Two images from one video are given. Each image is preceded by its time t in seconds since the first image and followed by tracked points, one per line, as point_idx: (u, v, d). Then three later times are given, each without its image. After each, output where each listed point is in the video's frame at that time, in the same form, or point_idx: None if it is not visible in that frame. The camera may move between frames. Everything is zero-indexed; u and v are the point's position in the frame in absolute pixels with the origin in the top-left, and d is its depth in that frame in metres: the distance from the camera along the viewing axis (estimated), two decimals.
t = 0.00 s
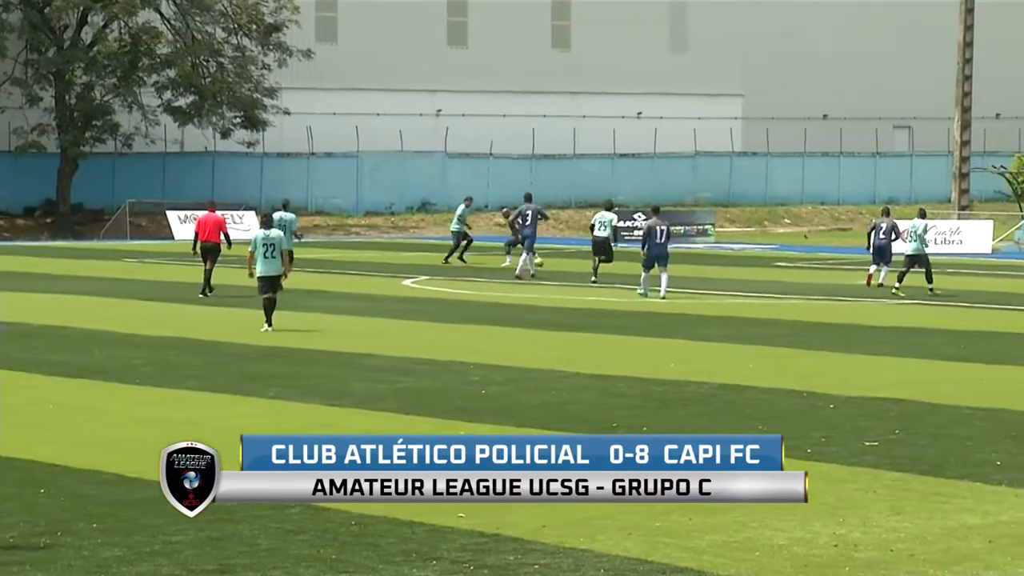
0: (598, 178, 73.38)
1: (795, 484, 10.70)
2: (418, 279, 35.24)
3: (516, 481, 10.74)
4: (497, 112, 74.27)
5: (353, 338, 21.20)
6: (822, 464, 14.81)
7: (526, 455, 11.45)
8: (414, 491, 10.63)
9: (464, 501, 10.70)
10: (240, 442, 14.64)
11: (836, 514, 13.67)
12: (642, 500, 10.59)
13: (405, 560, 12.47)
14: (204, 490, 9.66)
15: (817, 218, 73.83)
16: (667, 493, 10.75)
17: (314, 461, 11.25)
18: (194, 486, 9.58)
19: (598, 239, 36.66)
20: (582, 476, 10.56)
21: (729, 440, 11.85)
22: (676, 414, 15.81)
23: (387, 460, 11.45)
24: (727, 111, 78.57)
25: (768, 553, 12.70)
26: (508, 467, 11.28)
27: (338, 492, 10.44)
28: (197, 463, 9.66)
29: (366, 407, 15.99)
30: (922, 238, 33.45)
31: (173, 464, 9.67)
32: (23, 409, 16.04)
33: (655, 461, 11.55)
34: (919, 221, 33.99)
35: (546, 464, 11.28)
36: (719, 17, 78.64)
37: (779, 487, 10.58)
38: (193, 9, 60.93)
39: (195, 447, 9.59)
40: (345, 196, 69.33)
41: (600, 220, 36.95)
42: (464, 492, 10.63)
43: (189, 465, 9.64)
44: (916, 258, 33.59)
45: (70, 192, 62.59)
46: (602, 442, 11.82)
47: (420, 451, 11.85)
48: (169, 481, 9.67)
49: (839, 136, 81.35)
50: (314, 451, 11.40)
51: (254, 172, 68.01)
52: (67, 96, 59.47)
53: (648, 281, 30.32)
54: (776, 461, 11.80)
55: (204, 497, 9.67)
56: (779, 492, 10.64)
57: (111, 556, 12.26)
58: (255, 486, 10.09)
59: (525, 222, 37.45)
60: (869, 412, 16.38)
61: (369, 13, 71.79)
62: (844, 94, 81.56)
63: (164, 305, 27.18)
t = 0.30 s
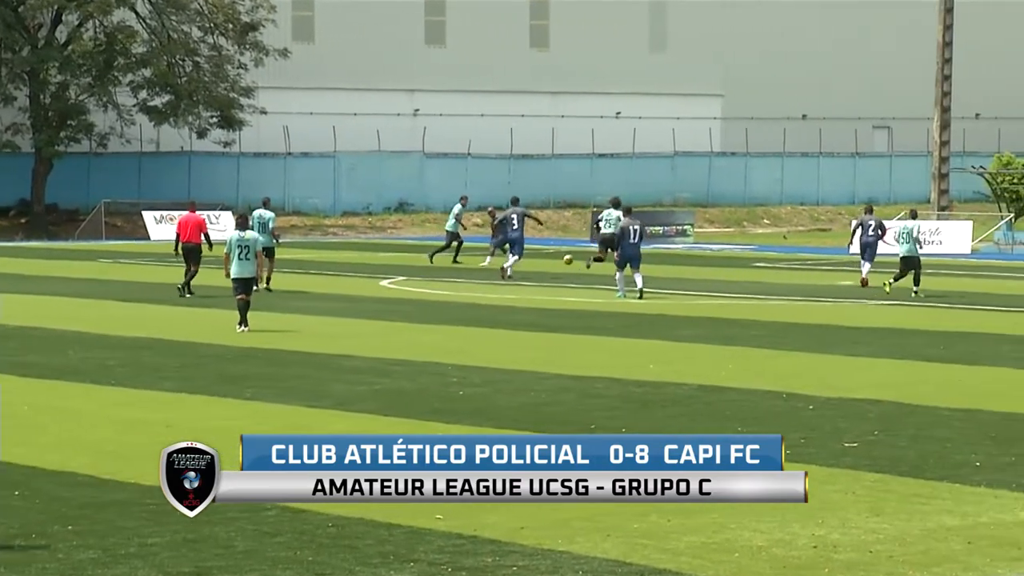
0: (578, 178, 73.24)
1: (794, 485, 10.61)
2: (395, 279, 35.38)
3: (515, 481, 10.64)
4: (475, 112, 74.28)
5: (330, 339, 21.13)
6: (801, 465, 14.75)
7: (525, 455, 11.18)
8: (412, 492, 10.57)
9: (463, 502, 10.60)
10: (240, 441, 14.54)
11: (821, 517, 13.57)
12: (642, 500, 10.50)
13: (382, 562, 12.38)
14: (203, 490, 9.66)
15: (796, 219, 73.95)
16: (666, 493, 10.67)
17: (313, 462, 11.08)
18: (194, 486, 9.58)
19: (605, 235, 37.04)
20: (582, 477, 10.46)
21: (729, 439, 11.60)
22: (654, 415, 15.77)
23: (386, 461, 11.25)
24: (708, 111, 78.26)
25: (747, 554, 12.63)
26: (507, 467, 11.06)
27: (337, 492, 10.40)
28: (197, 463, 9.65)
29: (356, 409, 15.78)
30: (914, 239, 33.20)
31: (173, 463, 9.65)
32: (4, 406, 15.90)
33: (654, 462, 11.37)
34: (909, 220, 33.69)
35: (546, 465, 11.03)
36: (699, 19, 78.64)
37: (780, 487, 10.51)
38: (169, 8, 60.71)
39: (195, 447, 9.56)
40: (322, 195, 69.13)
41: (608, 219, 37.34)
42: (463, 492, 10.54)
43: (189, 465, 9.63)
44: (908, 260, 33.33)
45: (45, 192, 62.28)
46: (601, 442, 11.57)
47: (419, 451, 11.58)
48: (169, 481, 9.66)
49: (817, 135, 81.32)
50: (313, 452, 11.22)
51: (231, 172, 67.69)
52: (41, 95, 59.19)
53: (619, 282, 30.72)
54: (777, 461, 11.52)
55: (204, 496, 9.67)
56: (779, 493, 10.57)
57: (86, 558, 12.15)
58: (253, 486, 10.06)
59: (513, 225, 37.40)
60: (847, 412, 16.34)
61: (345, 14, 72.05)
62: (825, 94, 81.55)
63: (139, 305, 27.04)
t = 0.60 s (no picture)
0: (554, 175, 73.25)
1: (793, 485, 10.81)
2: (370, 279, 34.59)
3: (515, 481, 10.90)
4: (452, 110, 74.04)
5: (306, 338, 21.02)
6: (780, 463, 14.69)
7: (526, 455, 11.53)
8: (413, 491, 10.85)
9: (464, 500, 10.88)
10: (241, 442, 14.44)
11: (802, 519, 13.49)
12: (642, 499, 10.72)
13: (357, 561, 12.31)
14: (203, 490, 9.89)
15: (773, 217, 73.92)
16: (666, 491, 10.88)
17: (314, 461, 11.34)
18: (193, 486, 9.80)
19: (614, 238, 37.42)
20: (582, 476, 10.69)
21: (731, 439, 11.87)
22: (630, 414, 15.71)
23: (386, 460, 11.56)
24: (684, 108, 78.86)
25: (724, 553, 12.59)
26: (508, 467, 11.36)
27: (337, 491, 10.68)
28: (197, 463, 9.87)
29: (352, 411, 15.59)
30: (901, 235, 33.28)
31: (173, 464, 9.89)
32: None
33: (655, 461, 11.64)
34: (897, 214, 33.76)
35: (546, 464, 11.34)
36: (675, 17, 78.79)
37: (779, 487, 10.71)
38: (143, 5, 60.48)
39: (195, 447, 9.79)
40: (297, 194, 68.70)
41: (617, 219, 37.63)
42: (463, 492, 10.81)
43: (188, 465, 9.85)
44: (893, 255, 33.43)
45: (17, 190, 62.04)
46: (602, 441, 11.89)
47: (420, 450, 11.93)
48: (169, 481, 9.89)
49: (794, 134, 82.50)
50: (314, 451, 11.49)
51: (205, 170, 67.28)
52: (14, 93, 58.80)
53: (596, 278, 30.72)
54: (777, 461, 11.84)
55: (204, 496, 9.90)
56: (778, 492, 10.76)
57: (58, 558, 12.07)
58: (254, 485, 10.35)
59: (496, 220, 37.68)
60: (825, 411, 16.29)
61: (323, 14, 71.33)
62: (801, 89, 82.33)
63: (113, 304, 26.87)
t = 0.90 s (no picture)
0: (527, 175, 73.32)
1: (793, 484, 10.76)
2: (342, 279, 34.41)
3: (515, 481, 10.79)
4: (424, 109, 73.98)
5: (278, 339, 20.89)
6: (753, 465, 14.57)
7: (526, 455, 11.13)
8: (412, 492, 10.76)
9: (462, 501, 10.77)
10: (241, 441, 14.48)
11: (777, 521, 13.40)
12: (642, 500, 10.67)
13: (329, 563, 12.22)
14: (202, 491, 9.63)
15: (747, 215, 74.04)
16: (666, 492, 10.80)
17: (314, 462, 10.97)
18: (193, 487, 9.54)
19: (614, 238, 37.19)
20: (582, 476, 10.66)
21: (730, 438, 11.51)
22: (603, 415, 15.63)
23: (387, 460, 11.21)
24: (658, 108, 79.03)
25: (697, 554, 12.52)
26: (507, 468, 11.05)
27: (337, 492, 10.52)
28: (196, 463, 9.62)
29: (332, 412, 15.48)
30: (884, 236, 33.18)
31: (172, 464, 9.62)
32: None
33: (655, 462, 11.31)
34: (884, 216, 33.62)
35: (547, 466, 11.00)
36: (648, 16, 79.34)
37: (779, 487, 10.65)
38: (113, 3, 60.30)
39: (194, 447, 9.54)
40: (269, 194, 68.27)
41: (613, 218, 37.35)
42: (462, 493, 10.71)
43: (188, 465, 9.60)
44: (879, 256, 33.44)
45: None
46: (600, 440, 11.51)
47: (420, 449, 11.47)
48: (168, 482, 9.62)
49: (768, 134, 82.53)
50: (313, 451, 11.11)
51: (175, 169, 66.95)
52: None
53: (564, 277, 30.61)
54: (777, 461, 11.54)
55: (202, 497, 9.64)
56: (779, 493, 10.72)
57: (28, 560, 11.97)
58: (254, 485, 10.21)
59: (479, 218, 37.67)
60: (799, 411, 16.25)
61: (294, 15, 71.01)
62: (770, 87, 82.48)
63: (83, 304, 26.69)
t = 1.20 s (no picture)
0: (503, 174, 74.26)
1: (794, 484, 10.64)
2: (318, 279, 34.90)
3: (515, 481, 10.68)
4: (399, 108, 78.06)
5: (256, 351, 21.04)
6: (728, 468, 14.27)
7: (526, 455, 11.04)
8: (413, 492, 10.62)
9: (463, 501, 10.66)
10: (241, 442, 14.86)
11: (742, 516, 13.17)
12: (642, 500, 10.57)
13: (300, 566, 11.32)
14: (203, 490, 9.71)
15: (724, 216, 73.90)
16: (666, 492, 10.68)
17: (314, 462, 10.86)
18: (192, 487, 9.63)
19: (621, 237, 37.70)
20: (582, 476, 10.55)
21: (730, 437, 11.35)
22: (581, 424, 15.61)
23: (387, 460, 11.04)
24: (628, 108, 83.47)
25: (671, 556, 11.42)
26: (507, 467, 10.99)
27: (338, 492, 10.42)
28: (195, 462, 9.69)
29: (332, 416, 16.15)
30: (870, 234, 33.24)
31: (171, 464, 9.69)
32: None
33: (656, 462, 11.22)
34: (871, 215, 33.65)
35: (547, 465, 10.92)
36: (615, 20, 83.75)
37: (780, 487, 10.54)
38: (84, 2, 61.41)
39: (194, 446, 9.63)
40: (243, 194, 68.58)
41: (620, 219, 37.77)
42: (462, 492, 10.59)
43: (187, 465, 9.67)
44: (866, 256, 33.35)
45: None
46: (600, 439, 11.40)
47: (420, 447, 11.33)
48: (167, 481, 9.70)
49: (743, 134, 87.14)
50: (314, 450, 10.97)
51: (149, 169, 67.50)
52: None
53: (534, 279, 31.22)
54: (778, 461, 11.36)
55: (203, 496, 9.72)
56: (779, 492, 10.59)
57: None
58: (254, 485, 10.10)
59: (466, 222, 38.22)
60: (776, 412, 16.46)
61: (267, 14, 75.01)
62: (739, 87, 87.16)
63: (64, 308, 26.81)
